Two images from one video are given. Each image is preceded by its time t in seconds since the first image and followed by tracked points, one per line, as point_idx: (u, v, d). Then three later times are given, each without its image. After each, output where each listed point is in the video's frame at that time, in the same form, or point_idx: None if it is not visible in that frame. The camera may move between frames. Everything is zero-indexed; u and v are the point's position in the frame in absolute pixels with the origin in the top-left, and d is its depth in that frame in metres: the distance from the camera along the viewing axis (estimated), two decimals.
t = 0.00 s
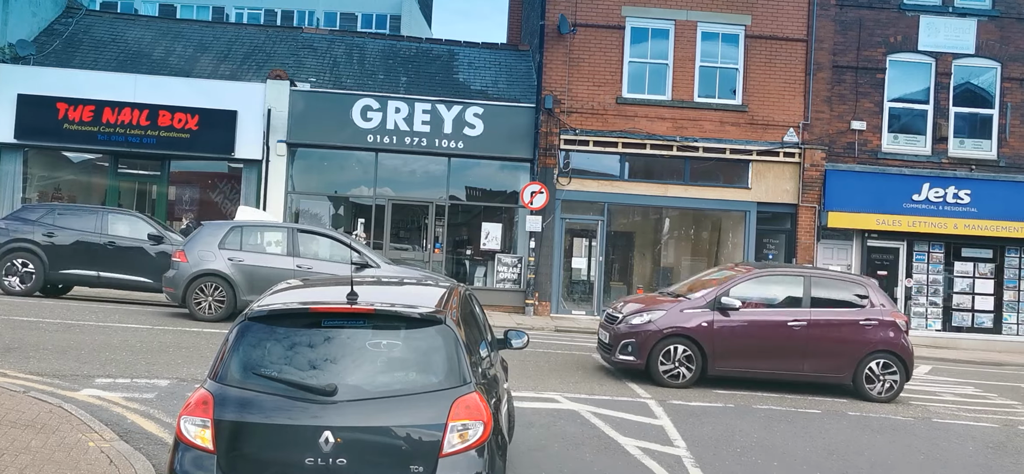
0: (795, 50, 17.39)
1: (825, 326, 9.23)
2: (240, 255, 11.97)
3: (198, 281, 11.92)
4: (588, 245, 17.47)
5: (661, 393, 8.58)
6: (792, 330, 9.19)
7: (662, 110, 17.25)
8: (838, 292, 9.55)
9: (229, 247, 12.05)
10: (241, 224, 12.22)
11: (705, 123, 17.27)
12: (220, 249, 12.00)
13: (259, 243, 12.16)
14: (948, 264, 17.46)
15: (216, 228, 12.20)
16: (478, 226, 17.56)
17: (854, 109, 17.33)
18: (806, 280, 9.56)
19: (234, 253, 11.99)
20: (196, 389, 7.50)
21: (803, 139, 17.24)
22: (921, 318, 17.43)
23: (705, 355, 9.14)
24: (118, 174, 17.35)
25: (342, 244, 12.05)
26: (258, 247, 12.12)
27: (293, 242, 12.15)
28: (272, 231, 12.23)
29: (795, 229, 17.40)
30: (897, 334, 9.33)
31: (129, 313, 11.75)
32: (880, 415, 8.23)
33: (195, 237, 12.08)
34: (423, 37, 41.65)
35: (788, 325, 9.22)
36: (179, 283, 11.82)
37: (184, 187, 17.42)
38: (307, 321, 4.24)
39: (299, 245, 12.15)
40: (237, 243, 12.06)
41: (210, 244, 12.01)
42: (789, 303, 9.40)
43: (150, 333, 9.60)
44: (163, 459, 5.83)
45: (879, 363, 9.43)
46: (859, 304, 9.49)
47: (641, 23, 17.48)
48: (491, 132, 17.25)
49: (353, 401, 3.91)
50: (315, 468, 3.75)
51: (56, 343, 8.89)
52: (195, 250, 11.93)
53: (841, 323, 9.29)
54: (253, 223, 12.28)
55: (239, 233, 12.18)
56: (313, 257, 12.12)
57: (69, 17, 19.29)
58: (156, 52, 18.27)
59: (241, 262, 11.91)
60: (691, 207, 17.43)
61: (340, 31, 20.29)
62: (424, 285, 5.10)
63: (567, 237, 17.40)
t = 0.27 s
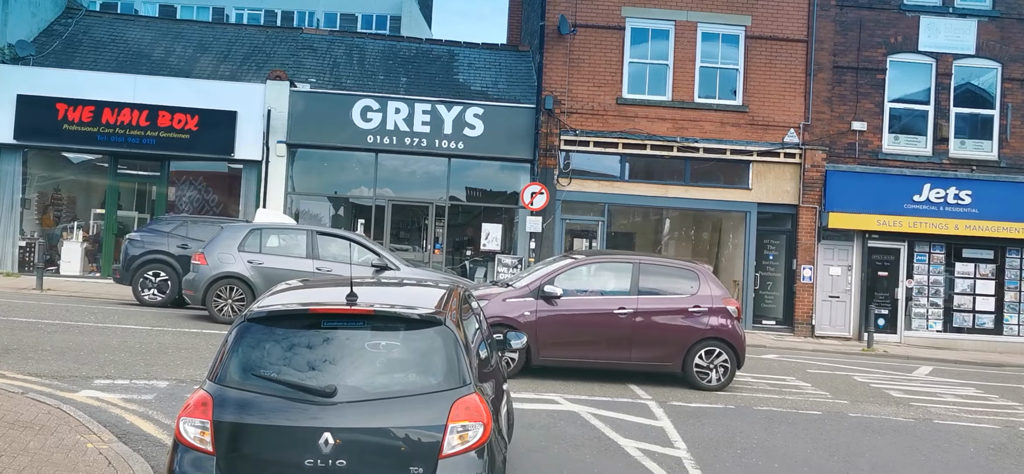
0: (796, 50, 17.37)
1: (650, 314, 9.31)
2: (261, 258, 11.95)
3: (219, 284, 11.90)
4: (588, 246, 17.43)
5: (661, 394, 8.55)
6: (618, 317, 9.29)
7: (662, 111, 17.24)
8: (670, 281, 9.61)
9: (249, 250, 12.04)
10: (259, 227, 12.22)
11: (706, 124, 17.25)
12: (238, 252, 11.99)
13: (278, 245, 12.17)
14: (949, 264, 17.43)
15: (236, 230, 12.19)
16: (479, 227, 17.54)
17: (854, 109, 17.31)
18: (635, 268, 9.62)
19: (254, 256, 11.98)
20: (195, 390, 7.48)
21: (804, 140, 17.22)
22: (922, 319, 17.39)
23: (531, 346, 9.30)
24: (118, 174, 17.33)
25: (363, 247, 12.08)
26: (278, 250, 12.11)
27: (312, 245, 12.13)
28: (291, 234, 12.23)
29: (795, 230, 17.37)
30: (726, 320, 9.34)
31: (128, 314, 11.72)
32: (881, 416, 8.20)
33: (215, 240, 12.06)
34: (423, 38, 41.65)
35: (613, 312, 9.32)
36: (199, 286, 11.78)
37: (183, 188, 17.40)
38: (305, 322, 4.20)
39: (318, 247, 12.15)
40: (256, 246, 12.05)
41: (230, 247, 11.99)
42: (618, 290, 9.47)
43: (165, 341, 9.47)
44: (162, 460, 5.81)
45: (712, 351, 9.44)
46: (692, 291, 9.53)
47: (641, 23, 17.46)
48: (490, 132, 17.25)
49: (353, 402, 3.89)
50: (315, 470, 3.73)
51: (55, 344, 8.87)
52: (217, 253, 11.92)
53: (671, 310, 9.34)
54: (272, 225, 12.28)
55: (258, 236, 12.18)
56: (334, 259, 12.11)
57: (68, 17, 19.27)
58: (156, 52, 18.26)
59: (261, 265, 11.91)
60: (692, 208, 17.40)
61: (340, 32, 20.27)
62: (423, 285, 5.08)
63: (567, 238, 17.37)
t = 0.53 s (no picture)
0: (796, 50, 17.35)
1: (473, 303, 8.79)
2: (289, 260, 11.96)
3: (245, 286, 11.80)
4: (588, 246, 17.41)
5: (661, 395, 8.53)
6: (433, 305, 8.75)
7: (662, 111, 17.21)
8: (494, 268, 9.15)
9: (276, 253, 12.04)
10: (284, 229, 12.27)
11: (706, 124, 17.23)
12: (261, 254, 12.00)
13: (304, 248, 12.20)
14: (950, 264, 17.40)
15: (260, 233, 12.21)
16: (478, 227, 17.52)
17: (854, 109, 17.28)
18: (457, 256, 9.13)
19: (280, 258, 11.97)
20: (194, 391, 7.45)
21: (804, 140, 17.20)
22: (923, 319, 17.35)
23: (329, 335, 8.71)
24: (117, 174, 17.30)
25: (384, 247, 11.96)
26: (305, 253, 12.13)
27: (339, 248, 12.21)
28: (315, 237, 12.31)
29: (795, 230, 17.35)
30: (551, 310, 8.86)
31: (127, 314, 11.69)
32: (882, 417, 8.18)
33: (240, 243, 12.06)
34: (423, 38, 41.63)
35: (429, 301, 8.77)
36: (224, 288, 11.65)
37: (183, 188, 17.39)
38: (305, 322, 4.18)
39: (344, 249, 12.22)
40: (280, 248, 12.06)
41: (255, 250, 11.99)
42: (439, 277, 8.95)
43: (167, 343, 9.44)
44: (161, 462, 5.78)
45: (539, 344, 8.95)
46: (516, 280, 9.09)
47: (642, 23, 17.44)
48: (490, 132, 17.22)
49: (353, 403, 3.87)
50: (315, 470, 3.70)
51: (53, 345, 8.84)
52: (247, 255, 11.88)
53: (494, 300, 8.91)
54: (296, 228, 12.34)
55: (283, 238, 12.21)
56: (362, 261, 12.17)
57: (68, 17, 19.25)
58: (156, 52, 18.23)
59: (287, 267, 11.92)
60: (692, 208, 17.38)
61: (340, 32, 20.24)
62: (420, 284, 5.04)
63: (567, 238, 17.34)
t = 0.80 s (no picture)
0: (798, 49, 17.29)
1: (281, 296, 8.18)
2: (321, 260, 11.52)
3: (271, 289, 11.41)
4: (588, 246, 17.35)
5: (661, 396, 8.47)
6: (244, 298, 8.13)
7: (663, 110, 17.15)
8: (295, 259, 8.39)
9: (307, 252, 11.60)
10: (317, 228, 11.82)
11: (706, 123, 17.17)
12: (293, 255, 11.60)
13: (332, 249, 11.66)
14: (951, 264, 17.35)
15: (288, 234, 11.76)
16: (479, 227, 17.47)
17: (855, 109, 17.22)
18: (269, 247, 8.45)
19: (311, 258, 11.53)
20: (192, 392, 7.40)
21: (805, 140, 17.14)
22: (924, 319, 17.29)
23: (141, 329, 8.15)
24: (116, 174, 17.23)
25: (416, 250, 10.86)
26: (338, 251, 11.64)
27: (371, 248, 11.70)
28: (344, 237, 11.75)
29: (796, 230, 17.30)
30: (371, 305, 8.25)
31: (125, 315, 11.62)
32: (884, 418, 8.12)
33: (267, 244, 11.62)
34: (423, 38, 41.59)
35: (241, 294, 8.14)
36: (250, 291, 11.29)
37: (182, 188, 17.34)
38: (304, 323, 4.13)
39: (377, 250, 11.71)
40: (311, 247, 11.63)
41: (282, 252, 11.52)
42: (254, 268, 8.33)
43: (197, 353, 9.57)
44: (158, 464, 5.72)
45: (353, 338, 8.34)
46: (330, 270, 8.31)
47: (642, 22, 17.38)
48: (490, 132, 17.16)
49: (354, 403, 3.81)
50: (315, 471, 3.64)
51: (50, 345, 8.78)
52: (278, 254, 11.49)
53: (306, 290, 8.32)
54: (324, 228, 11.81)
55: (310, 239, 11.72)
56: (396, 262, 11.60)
57: (67, 16, 19.19)
58: (155, 51, 18.18)
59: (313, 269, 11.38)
60: (692, 208, 17.32)
61: (340, 31, 20.18)
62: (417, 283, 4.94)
63: (567, 238, 17.29)
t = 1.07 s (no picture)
0: (798, 49, 17.24)
1: (70, 288, 8.29)
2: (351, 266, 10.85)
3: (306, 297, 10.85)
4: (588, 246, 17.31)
5: (662, 397, 8.42)
6: (36, 290, 8.26)
7: (663, 110, 17.11)
8: (95, 251, 8.51)
9: (337, 258, 10.97)
10: (349, 234, 11.14)
11: (706, 124, 17.13)
12: (325, 262, 10.97)
13: (368, 255, 11.02)
14: (952, 265, 17.31)
15: (324, 239, 11.11)
16: (478, 227, 17.43)
17: (856, 108, 17.17)
18: (65, 235, 8.52)
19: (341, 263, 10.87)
20: (189, 394, 7.35)
21: (806, 140, 17.10)
22: (925, 320, 17.26)
23: None
24: (114, 175, 17.17)
25: (452, 255, 11.10)
26: (370, 257, 10.99)
27: (405, 255, 11.00)
28: (381, 242, 11.11)
29: (797, 230, 17.26)
30: (167, 296, 8.37)
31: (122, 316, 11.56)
32: (887, 420, 8.07)
33: (304, 249, 11.05)
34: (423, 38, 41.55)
35: (31, 286, 8.27)
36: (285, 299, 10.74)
37: (180, 188, 17.28)
38: (305, 322, 4.07)
39: (411, 255, 11.02)
40: (344, 254, 10.95)
41: (318, 258, 10.93)
42: (47, 261, 8.42)
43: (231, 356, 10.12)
44: (154, 466, 5.67)
45: (151, 328, 8.50)
46: (128, 264, 8.43)
47: (643, 22, 17.33)
48: (490, 132, 17.12)
49: (356, 402, 3.76)
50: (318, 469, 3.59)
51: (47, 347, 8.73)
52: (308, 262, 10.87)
53: (90, 279, 8.35)
54: (361, 233, 11.15)
55: (347, 245, 11.07)
56: (433, 269, 10.94)
57: (65, 16, 19.14)
58: (154, 51, 18.13)
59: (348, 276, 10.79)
60: (692, 208, 17.28)
61: (339, 31, 20.12)
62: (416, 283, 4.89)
63: (567, 238, 17.24)
